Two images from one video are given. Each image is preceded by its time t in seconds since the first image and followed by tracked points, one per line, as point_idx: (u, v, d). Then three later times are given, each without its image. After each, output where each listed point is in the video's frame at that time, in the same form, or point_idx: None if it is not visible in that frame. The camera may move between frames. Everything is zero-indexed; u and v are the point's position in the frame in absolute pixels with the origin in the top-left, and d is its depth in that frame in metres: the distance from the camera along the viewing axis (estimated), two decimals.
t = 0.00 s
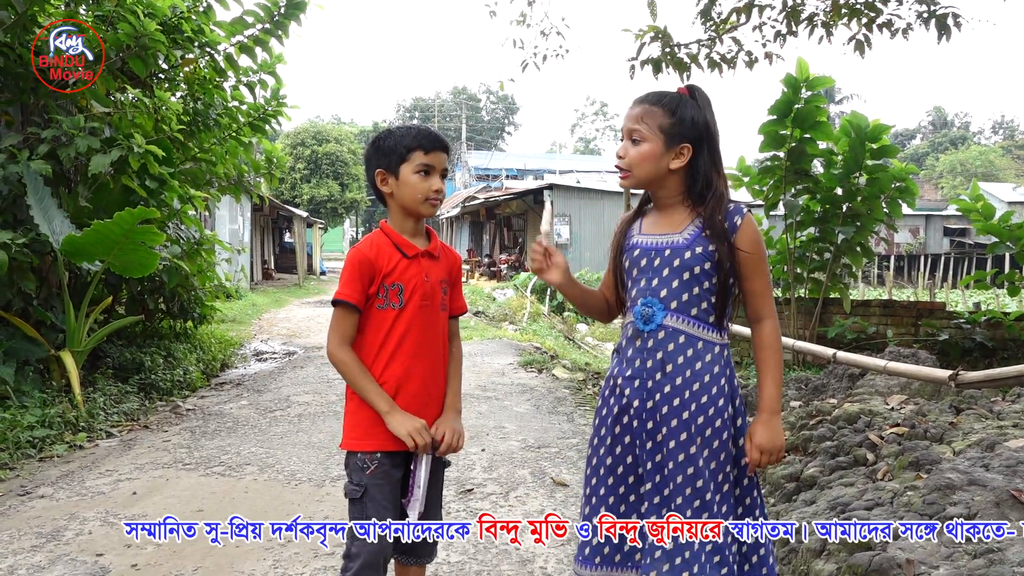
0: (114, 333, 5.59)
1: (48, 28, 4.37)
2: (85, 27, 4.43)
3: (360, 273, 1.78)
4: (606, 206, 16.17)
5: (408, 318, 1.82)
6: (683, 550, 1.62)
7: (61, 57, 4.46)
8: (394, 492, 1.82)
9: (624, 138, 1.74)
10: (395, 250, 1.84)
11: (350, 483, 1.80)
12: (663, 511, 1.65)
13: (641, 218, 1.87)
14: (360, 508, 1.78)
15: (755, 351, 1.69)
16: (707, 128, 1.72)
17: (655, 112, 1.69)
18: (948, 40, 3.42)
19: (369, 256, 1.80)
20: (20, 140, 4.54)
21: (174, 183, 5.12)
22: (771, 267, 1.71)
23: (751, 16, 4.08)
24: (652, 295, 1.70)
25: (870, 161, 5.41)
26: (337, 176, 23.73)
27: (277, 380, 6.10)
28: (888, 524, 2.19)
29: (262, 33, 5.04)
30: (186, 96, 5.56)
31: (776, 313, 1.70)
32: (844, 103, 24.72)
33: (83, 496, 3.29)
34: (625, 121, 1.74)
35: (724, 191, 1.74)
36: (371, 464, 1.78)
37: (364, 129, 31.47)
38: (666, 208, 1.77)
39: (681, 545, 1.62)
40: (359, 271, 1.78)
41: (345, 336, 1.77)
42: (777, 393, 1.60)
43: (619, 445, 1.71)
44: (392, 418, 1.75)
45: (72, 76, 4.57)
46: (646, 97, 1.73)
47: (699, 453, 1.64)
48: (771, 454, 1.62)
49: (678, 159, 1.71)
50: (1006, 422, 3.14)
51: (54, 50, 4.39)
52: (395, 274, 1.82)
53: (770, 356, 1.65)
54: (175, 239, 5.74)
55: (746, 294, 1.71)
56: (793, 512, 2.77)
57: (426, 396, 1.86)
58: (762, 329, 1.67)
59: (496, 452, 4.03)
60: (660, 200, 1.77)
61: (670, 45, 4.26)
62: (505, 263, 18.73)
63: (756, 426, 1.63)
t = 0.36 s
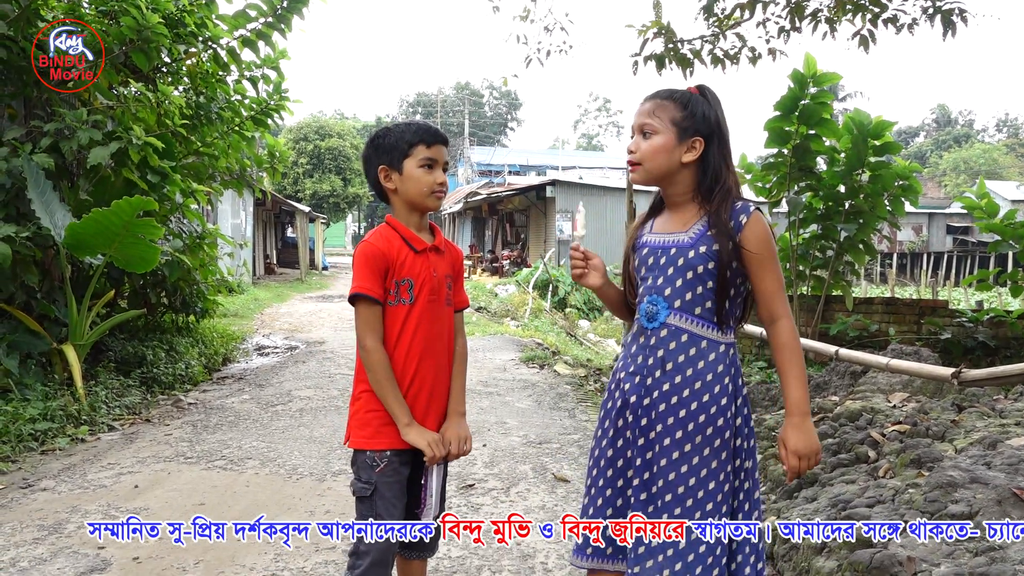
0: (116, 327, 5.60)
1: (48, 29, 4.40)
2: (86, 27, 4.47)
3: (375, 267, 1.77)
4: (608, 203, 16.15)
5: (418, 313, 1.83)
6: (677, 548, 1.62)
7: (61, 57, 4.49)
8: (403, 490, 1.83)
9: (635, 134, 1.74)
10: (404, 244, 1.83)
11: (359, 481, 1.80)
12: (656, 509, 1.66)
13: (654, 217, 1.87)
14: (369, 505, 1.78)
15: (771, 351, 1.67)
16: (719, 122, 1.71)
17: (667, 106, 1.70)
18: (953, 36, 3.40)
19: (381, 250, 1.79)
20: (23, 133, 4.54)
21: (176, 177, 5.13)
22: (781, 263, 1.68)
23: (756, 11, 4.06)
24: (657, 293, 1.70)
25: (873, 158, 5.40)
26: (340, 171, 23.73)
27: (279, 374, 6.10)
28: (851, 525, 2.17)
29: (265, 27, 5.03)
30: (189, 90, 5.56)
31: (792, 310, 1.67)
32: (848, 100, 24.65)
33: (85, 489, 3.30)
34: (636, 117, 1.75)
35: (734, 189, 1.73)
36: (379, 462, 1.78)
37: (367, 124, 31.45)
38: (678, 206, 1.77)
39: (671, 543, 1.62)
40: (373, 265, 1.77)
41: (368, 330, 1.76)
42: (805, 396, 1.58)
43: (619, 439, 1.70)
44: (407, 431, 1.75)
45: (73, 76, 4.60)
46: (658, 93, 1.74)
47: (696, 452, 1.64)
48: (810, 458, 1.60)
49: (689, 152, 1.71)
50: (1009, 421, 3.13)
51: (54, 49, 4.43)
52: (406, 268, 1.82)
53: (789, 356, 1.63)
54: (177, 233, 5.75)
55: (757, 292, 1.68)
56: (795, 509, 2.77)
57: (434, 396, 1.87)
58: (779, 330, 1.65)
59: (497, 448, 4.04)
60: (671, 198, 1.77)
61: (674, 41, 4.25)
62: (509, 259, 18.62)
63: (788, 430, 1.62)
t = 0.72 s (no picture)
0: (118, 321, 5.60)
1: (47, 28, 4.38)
2: (85, 26, 4.45)
3: (380, 260, 1.76)
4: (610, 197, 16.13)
5: (424, 306, 1.82)
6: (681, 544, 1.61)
7: (61, 57, 4.48)
8: (407, 486, 1.83)
9: (637, 123, 1.74)
10: (409, 237, 1.82)
11: (363, 476, 1.81)
12: (658, 505, 1.66)
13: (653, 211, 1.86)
14: (374, 500, 1.79)
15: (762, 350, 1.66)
16: (722, 114, 1.70)
17: (669, 96, 1.69)
18: (958, 30, 3.38)
19: (386, 245, 1.78)
20: (25, 127, 4.54)
21: (178, 171, 5.13)
22: (776, 261, 1.66)
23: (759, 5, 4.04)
24: (653, 290, 1.70)
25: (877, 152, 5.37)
26: (342, 166, 23.72)
27: (281, 368, 6.11)
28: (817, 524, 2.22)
29: (267, 20, 5.01)
30: (191, 84, 5.55)
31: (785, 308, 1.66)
32: (851, 94, 24.55)
33: (87, 482, 3.31)
34: (639, 107, 1.75)
35: (734, 182, 1.71)
36: (385, 457, 1.78)
37: (369, 118, 31.40)
38: (674, 198, 1.76)
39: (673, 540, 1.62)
40: (378, 260, 1.76)
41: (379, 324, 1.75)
42: (786, 392, 1.58)
43: (618, 437, 1.72)
44: (417, 429, 1.75)
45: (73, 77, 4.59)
46: (662, 83, 1.74)
47: (698, 448, 1.64)
48: (782, 454, 1.58)
49: (689, 142, 1.69)
50: (1012, 416, 3.12)
51: (53, 49, 4.42)
52: (411, 263, 1.81)
53: (777, 355, 1.62)
54: (179, 228, 5.75)
55: (750, 288, 1.67)
56: (797, 504, 2.77)
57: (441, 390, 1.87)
58: (769, 326, 1.64)
59: (499, 442, 4.04)
60: (668, 190, 1.76)
61: (677, 36, 4.23)
62: (509, 254, 18.88)
63: (763, 425, 1.61)
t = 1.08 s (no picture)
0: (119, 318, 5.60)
1: (48, 28, 4.38)
2: (85, 27, 4.44)
3: (377, 262, 1.75)
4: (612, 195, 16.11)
5: (421, 309, 1.82)
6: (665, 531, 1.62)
7: (61, 56, 4.49)
8: (409, 484, 1.82)
9: (627, 123, 1.74)
10: (409, 239, 1.82)
11: (366, 474, 1.80)
12: (638, 495, 1.68)
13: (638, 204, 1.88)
14: (376, 497, 1.78)
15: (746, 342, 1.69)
16: (710, 109, 1.72)
17: (658, 94, 1.70)
18: (960, 27, 3.37)
19: (386, 246, 1.78)
20: (26, 124, 4.54)
21: (179, 168, 5.12)
22: (760, 256, 1.69)
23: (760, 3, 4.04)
24: (637, 283, 1.72)
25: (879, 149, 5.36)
26: (343, 163, 23.70)
27: (282, 366, 6.11)
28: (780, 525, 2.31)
29: (268, 18, 5.01)
30: (192, 81, 5.55)
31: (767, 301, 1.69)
32: (853, 92, 24.50)
33: (88, 479, 3.31)
34: (627, 105, 1.75)
35: (721, 177, 1.73)
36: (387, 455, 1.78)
37: (370, 116, 31.38)
38: (660, 192, 1.76)
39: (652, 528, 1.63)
40: (378, 261, 1.75)
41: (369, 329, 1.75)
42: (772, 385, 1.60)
43: (608, 432, 1.76)
44: (380, 435, 1.72)
45: (71, 78, 4.61)
46: (649, 81, 1.74)
47: (679, 440, 1.64)
48: (773, 445, 1.61)
49: (680, 139, 1.71)
50: (1013, 414, 3.12)
51: (53, 49, 4.42)
52: (412, 265, 1.81)
53: (762, 347, 1.66)
54: (180, 225, 5.75)
55: (734, 281, 1.70)
56: (798, 502, 2.77)
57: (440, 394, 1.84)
58: (752, 319, 1.67)
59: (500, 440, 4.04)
60: (655, 185, 1.77)
61: (678, 33, 4.22)
62: (510, 252, 18.71)
63: (752, 418, 1.63)
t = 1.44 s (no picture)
0: (120, 315, 5.60)
1: (48, 29, 4.40)
2: (84, 27, 4.43)
3: (377, 259, 1.77)
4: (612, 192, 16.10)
5: (420, 308, 1.81)
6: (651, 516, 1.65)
7: (61, 57, 4.49)
8: (410, 481, 1.83)
9: (618, 134, 1.71)
10: (412, 237, 1.82)
11: (367, 469, 1.80)
12: (623, 484, 1.69)
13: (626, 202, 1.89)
14: (376, 493, 1.79)
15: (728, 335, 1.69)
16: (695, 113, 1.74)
17: (650, 107, 1.68)
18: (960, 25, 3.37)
19: (388, 243, 1.79)
20: (26, 120, 4.53)
21: (179, 165, 5.12)
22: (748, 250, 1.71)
23: None
24: (628, 275, 1.73)
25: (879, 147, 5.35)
26: (343, 160, 23.67)
27: (281, 362, 6.12)
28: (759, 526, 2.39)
29: (268, 15, 5.00)
30: (192, 77, 5.54)
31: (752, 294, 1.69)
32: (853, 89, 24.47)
33: (89, 476, 3.31)
34: (616, 116, 1.72)
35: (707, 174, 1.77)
36: (388, 451, 1.78)
37: (370, 112, 31.34)
38: (651, 193, 1.78)
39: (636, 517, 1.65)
40: (379, 259, 1.77)
41: (364, 325, 1.79)
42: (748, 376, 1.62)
43: (600, 425, 1.78)
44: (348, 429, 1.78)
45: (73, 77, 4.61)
46: (635, 89, 1.71)
47: (665, 430, 1.66)
48: (742, 434, 1.63)
49: (672, 148, 1.72)
50: (1012, 411, 3.12)
51: (53, 49, 4.43)
52: (415, 263, 1.81)
53: (743, 340, 1.66)
54: (180, 221, 5.75)
55: (721, 275, 1.70)
56: (796, 498, 2.78)
57: (438, 393, 1.83)
58: (738, 311, 1.67)
59: (500, 436, 4.04)
60: (646, 189, 1.78)
61: (679, 30, 4.22)
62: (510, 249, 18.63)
63: (726, 406, 1.65)
